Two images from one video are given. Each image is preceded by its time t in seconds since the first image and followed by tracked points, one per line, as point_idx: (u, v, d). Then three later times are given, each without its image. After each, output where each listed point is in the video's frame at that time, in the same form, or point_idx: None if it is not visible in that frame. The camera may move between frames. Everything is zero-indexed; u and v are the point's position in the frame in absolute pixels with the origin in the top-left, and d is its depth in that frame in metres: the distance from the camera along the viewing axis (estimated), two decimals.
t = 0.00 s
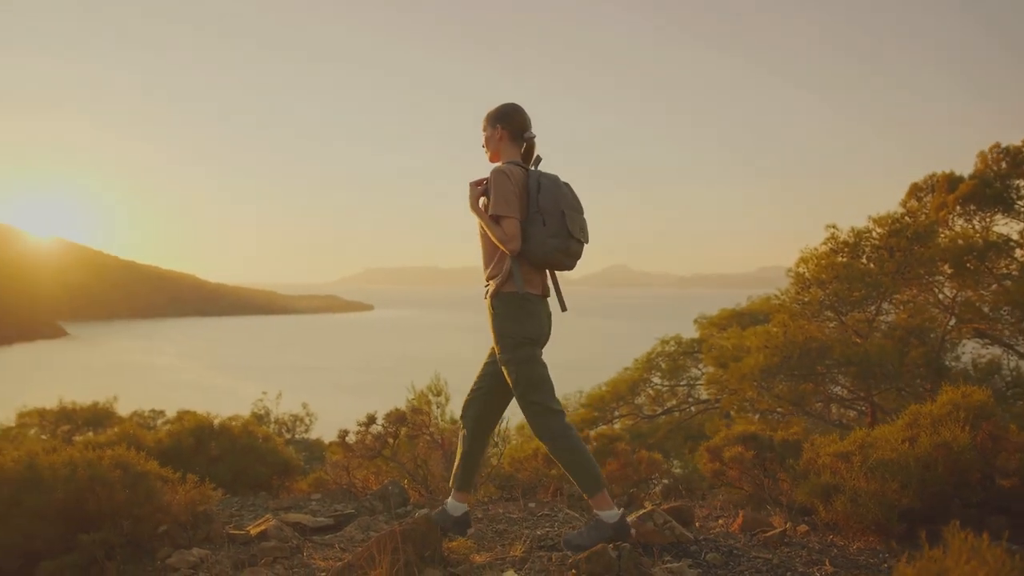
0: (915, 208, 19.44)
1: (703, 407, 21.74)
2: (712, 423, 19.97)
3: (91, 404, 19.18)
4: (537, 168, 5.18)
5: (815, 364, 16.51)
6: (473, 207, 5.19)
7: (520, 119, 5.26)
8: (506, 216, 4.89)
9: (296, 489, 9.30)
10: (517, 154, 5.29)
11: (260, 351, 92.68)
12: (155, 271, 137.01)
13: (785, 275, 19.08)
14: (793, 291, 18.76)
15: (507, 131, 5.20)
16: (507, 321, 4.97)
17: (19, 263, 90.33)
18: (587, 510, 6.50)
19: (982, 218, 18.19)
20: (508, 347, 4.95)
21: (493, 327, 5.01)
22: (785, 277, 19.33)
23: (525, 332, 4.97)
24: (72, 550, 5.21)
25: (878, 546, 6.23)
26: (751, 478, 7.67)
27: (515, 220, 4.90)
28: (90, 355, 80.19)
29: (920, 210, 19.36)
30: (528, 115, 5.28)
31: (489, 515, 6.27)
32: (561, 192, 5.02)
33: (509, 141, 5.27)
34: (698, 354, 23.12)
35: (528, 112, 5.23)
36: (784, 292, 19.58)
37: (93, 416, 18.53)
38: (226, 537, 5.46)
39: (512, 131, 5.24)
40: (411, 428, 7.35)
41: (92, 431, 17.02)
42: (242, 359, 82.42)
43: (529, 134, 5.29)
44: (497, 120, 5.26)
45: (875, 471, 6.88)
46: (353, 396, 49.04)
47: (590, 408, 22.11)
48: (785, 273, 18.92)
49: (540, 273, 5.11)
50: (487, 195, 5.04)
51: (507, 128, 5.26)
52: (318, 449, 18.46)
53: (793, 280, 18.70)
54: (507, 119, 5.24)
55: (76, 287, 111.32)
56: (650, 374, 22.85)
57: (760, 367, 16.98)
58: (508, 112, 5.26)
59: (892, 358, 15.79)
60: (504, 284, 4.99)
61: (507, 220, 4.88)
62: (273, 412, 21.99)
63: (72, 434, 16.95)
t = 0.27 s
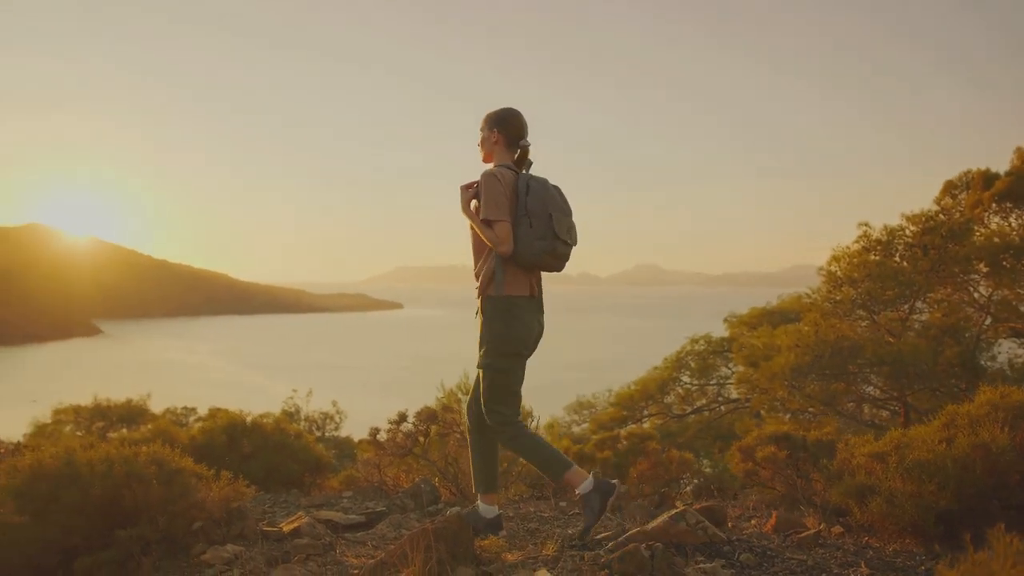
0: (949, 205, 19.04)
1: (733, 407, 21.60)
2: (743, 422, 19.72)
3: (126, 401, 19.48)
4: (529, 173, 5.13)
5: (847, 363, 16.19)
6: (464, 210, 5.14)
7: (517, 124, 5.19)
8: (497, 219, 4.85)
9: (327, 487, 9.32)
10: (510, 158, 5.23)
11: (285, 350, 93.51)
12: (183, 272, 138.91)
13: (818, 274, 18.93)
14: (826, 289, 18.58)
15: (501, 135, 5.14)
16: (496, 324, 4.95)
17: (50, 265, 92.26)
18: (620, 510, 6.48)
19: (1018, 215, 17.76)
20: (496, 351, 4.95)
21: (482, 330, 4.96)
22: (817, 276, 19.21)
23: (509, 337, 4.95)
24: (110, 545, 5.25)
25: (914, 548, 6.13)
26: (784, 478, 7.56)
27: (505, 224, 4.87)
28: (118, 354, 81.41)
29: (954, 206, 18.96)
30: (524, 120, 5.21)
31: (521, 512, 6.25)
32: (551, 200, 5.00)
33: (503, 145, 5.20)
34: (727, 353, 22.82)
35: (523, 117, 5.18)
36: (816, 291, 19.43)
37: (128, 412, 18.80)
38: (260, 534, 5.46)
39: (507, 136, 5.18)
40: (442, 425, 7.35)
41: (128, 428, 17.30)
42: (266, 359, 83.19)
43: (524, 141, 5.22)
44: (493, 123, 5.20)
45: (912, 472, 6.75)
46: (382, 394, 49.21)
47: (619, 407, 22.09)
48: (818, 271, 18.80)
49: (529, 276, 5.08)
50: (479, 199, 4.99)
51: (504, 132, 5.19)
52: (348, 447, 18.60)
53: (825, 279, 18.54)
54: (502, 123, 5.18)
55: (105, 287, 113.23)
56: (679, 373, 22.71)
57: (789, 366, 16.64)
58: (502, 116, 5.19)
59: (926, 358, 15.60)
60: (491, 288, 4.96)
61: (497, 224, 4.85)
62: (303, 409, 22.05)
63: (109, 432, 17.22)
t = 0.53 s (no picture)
0: (978, 202, 18.73)
1: (759, 406, 21.33)
2: (768, 422, 19.53)
3: (153, 399, 19.68)
4: (527, 170, 5.19)
5: (874, 362, 16.03)
6: (465, 207, 5.17)
7: (514, 122, 5.25)
8: (497, 216, 4.90)
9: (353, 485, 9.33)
10: (509, 155, 5.27)
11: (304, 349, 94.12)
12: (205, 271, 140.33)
13: (844, 273, 18.96)
14: (852, 288, 18.70)
15: (500, 132, 5.18)
16: (488, 319, 4.97)
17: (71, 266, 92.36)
18: (645, 509, 6.45)
19: None
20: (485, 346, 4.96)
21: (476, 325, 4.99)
22: (844, 275, 19.20)
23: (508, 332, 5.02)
24: (139, 543, 5.27)
25: (945, 551, 6.03)
26: (811, 478, 7.48)
27: (505, 220, 4.91)
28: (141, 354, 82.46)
29: (983, 204, 18.66)
30: (522, 118, 5.27)
31: (547, 513, 6.23)
32: (551, 195, 5.07)
33: (502, 142, 5.24)
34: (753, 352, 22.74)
35: (521, 114, 5.23)
36: (843, 291, 19.43)
37: (155, 410, 18.99)
38: (287, 532, 5.49)
39: (506, 133, 5.23)
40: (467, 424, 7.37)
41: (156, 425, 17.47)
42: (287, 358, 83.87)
43: (522, 138, 5.25)
44: (491, 121, 5.24)
45: (942, 473, 6.65)
46: (406, 394, 49.36)
47: (643, 406, 22.03)
48: (844, 271, 18.83)
49: (529, 272, 5.10)
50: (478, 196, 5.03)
51: (501, 129, 5.23)
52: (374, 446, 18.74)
53: (852, 278, 18.57)
54: (500, 122, 5.23)
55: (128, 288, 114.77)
56: (704, 372, 22.61)
57: (815, 365, 16.55)
58: (500, 115, 5.24)
59: (954, 357, 15.40)
60: (491, 282, 4.97)
61: (497, 220, 4.89)
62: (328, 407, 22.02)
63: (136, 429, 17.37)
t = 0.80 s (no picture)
0: (1011, 200, 18.40)
1: (786, 406, 21.01)
2: (795, 422, 19.31)
3: (182, 397, 19.91)
4: (528, 164, 5.65)
5: (904, 362, 15.83)
6: (467, 199, 5.63)
7: (513, 117, 5.68)
8: (501, 210, 5.35)
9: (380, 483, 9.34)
10: (509, 150, 5.72)
11: (326, 348, 94.72)
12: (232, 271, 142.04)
13: (874, 272, 18.77)
14: (882, 287, 18.48)
15: (501, 129, 5.62)
16: (488, 305, 5.41)
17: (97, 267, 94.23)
18: (674, 510, 6.40)
19: None
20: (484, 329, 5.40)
21: (476, 310, 5.42)
22: (874, 274, 19.00)
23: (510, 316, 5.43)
24: (170, 540, 5.25)
25: (979, 553, 5.92)
26: (842, 480, 7.37)
27: (508, 214, 5.36)
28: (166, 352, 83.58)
29: (1017, 202, 18.31)
30: (521, 115, 5.71)
31: (575, 512, 6.20)
32: (550, 190, 5.52)
33: (502, 138, 5.69)
34: (780, 352, 22.57)
35: (520, 111, 5.67)
36: (873, 290, 19.19)
37: (185, 408, 19.22)
38: (317, 530, 5.51)
39: (505, 130, 5.67)
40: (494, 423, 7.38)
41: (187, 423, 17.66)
42: (308, 357, 84.52)
43: (520, 132, 5.70)
44: (491, 118, 5.68)
45: (976, 476, 6.53)
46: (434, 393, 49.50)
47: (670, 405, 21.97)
48: (874, 269, 18.63)
49: (530, 262, 5.58)
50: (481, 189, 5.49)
51: (500, 125, 5.68)
52: (401, 445, 18.88)
53: (882, 277, 18.37)
54: (502, 117, 5.67)
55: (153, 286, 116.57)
56: (732, 371, 22.45)
57: (845, 365, 16.36)
58: (501, 111, 5.67)
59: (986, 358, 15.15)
60: (493, 271, 5.45)
61: (501, 213, 5.35)
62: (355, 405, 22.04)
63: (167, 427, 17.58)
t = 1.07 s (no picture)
0: None
1: (812, 406, 20.81)
2: (822, 421, 19.11)
3: (209, 395, 20.04)
4: (523, 172, 5.72)
5: (932, 362, 15.66)
6: (462, 206, 5.72)
7: (508, 125, 5.75)
8: (494, 218, 5.42)
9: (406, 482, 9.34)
10: (504, 158, 5.80)
11: (344, 347, 95.14)
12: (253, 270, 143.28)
13: (901, 269, 18.60)
14: (909, 286, 18.28)
15: (495, 136, 5.68)
16: (480, 311, 5.46)
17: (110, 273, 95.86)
18: (701, 510, 6.35)
19: None
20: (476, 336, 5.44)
21: (468, 314, 5.48)
22: (901, 272, 18.83)
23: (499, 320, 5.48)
24: (197, 537, 5.26)
25: (1012, 555, 5.79)
26: (869, 480, 7.30)
27: (501, 223, 5.44)
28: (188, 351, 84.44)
29: None
30: (515, 122, 5.78)
31: (601, 511, 6.18)
32: (543, 198, 5.57)
33: (496, 146, 5.77)
34: (806, 351, 22.34)
35: (514, 119, 5.74)
36: (901, 289, 18.98)
37: (211, 406, 19.34)
38: (344, 528, 5.52)
39: (499, 138, 5.74)
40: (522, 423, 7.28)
41: (214, 421, 17.75)
42: (327, 356, 85.01)
43: (516, 140, 5.78)
44: (485, 126, 5.75)
45: (1009, 478, 6.41)
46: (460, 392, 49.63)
47: (695, 404, 21.94)
48: (901, 268, 18.46)
49: (524, 268, 5.63)
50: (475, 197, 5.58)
51: (496, 134, 5.75)
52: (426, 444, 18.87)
53: (909, 275, 18.19)
54: (496, 125, 5.74)
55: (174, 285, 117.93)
56: (757, 370, 22.34)
57: (871, 365, 16.22)
58: (495, 119, 5.74)
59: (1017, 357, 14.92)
60: (486, 277, 5.52)
61: (494, 222, 5.42)
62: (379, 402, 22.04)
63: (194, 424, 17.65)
